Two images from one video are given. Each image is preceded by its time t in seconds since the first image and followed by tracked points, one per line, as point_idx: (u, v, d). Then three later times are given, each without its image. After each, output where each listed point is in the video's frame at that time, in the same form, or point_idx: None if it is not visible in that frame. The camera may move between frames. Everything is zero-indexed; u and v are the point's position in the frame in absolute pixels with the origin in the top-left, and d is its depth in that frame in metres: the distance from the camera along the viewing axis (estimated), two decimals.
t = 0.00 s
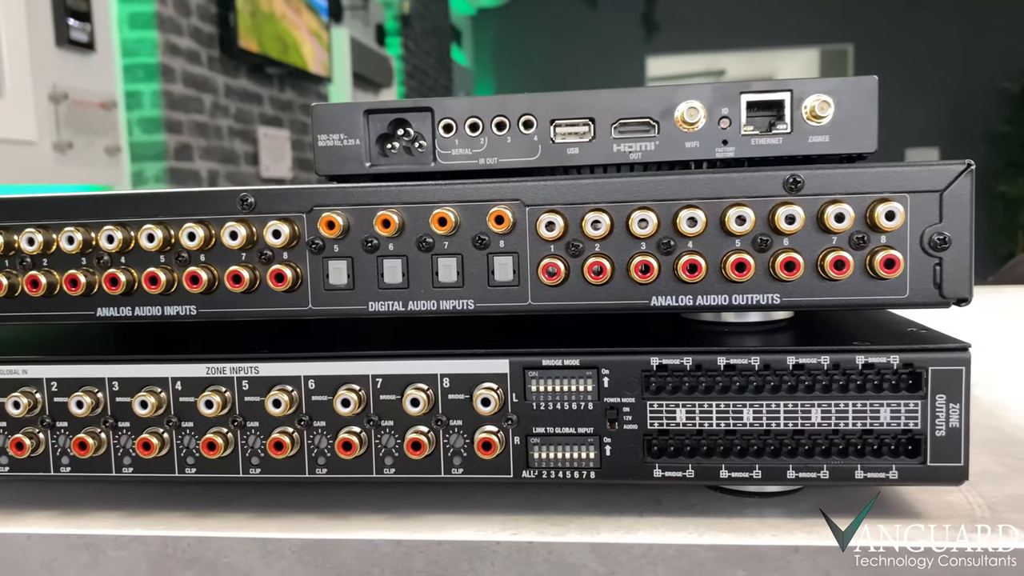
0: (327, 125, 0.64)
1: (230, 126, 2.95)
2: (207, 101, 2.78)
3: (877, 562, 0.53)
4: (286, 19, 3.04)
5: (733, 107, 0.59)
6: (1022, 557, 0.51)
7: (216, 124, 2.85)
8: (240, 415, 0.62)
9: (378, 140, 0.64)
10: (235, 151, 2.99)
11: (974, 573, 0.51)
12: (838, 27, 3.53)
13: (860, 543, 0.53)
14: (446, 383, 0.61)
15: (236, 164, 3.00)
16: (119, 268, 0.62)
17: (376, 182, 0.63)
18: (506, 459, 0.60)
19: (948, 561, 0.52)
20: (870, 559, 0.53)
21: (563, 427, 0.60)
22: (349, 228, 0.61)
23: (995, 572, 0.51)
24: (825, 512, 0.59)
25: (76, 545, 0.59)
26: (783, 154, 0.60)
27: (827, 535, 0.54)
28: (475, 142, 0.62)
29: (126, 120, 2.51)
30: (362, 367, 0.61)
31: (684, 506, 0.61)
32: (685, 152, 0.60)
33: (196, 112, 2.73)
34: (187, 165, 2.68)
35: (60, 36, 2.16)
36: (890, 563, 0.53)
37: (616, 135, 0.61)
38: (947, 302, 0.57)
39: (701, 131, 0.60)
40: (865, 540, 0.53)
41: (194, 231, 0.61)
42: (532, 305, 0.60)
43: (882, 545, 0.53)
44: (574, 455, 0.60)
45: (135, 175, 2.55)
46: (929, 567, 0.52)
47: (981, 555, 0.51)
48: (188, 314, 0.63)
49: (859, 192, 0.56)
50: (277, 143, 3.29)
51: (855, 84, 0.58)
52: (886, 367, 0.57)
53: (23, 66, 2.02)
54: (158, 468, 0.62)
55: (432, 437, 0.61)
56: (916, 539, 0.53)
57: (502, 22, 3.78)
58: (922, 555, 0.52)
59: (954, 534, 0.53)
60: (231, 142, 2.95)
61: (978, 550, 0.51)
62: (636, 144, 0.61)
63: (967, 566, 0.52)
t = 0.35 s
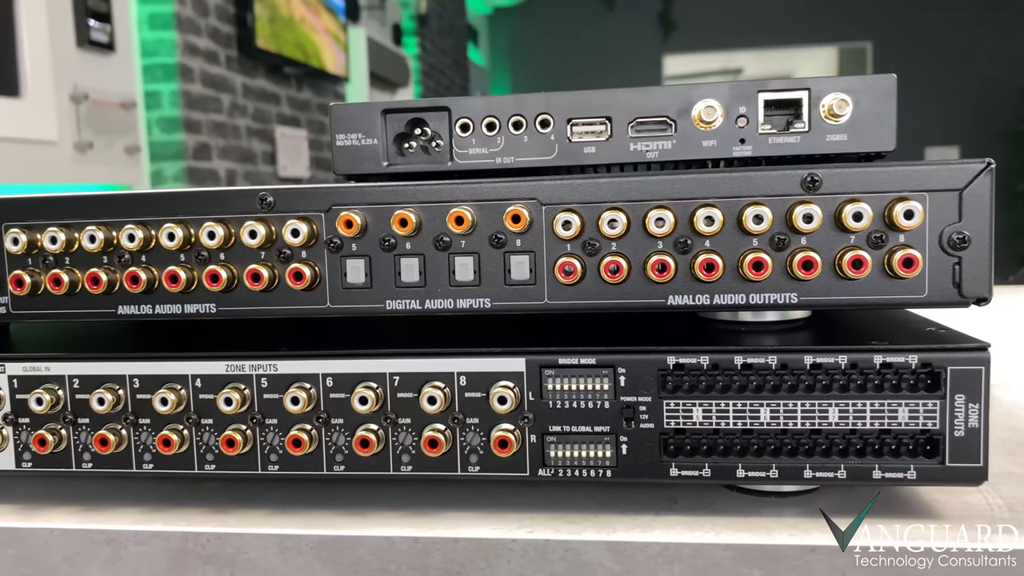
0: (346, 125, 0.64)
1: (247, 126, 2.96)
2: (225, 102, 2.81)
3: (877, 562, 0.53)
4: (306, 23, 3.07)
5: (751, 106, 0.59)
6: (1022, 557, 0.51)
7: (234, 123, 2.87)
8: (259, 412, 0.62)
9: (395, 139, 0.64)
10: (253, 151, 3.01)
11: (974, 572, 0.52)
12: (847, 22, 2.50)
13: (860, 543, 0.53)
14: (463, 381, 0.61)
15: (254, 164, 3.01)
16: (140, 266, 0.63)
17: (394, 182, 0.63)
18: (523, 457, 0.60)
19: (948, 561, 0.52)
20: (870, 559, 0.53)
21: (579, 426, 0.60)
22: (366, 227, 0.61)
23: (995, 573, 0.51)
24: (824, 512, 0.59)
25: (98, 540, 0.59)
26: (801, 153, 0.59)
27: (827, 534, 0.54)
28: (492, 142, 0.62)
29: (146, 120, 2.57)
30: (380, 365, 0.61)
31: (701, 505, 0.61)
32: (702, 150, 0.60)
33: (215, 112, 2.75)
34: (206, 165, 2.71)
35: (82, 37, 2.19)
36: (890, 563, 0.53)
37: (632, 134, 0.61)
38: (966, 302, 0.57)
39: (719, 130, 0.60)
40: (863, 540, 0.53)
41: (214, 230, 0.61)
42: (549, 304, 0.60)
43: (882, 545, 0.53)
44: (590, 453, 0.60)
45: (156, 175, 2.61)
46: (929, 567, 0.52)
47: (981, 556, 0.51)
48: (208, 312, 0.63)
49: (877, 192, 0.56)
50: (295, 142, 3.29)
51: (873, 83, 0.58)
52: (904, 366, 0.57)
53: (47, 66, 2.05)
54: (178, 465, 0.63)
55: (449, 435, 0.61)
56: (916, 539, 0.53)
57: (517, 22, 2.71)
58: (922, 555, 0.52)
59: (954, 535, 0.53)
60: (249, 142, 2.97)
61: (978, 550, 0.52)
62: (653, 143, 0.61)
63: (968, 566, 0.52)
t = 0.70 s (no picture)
0: (363, 125, 0.65)
1: (265, 125, 3.01)
2: (243, 102, 2.86)
3: (877, 562, 0.53)
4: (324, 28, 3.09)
5: (767, 105, 0.59)
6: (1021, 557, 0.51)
7: (251, 123, 2.91)
8: (277, 409, 0.63)
9: (412, 139, 0.64)
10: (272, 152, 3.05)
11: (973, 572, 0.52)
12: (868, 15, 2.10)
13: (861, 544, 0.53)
14: (479, 379, 0.61)
15: (271, 164, 3.05)
16: (160, 264, 0.64)
17: (411, 181, 0.64)
18: (538, 455, 0.61)
19: (948, 561, 0.52)
20: (871, 559, 0.53)
21: (595, 424, 0.60)
22: (384, 226, 0.61)
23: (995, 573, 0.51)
24: (824, 511, 0.59)
25: (118, 534, 0.60)
26: (818, 152, 0.59)
27: (827, 534, 0.54)
28: (508, 141, 0.63)
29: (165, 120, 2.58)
30: (397, 363, 0.62)
31: (717, 503, 0.61)
32: (718, 149, 0.60)
33: (233, 113, 2.78)
34: (224, 164, 2.72)
35: (101, 36, 2.21)
36: (891, 563, 0.53)
37: (649, 133, 0.61)
38: (985, 301, 0.56)
39: (735, 129, 0.60)
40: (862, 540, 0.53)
41: (233, 229, 0.62)
42: (565, 303, 0.61)
43: (882, 545, 0.53)
44: (606, 452, 0.60)
45: (173, 174, 2.62)
46: (929, 567, 0.52)
47: (980, 556, 0.52)
48: (227, 310, 0.64)
49: (894, 191, 0.56)
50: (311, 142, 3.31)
51: (891, 81, 0.58)
52: (921, 366, 0.57)
53: (66, 65, 2.07)
54: (197, 461, 0.64)
55: (465, 433, 0.61)
56: (916, 539, 0.53)
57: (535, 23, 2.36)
58: (922, 555, 0.53)
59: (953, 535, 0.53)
60: (266, 141, 3.01)
61: (978, 550, 0.52)
62: (669, 142, 0.61)
63: (967, 566, 0.52)
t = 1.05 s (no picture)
0: (379, 124, 0.65)
1: (281, 125, 3.03)
2: (258, 101, 2.86)
3: (877, 562, 0.53)
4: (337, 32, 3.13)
5: (784, 104, 0.59)
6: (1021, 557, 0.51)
7: (268, 123, 2.94)
8: (294, 407, 0.63)
9: (428, 139, 0.65)
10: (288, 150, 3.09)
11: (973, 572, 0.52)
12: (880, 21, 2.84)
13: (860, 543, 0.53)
14: (494, 377, 0.61)
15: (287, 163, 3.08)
16: (179, 263, 0.64)
17: (427, 180, 0.64)
18: (553, 453, 0.61)
19: (948, 561, 0.52)
20: (870, 559, 0.53)
21: (610, 424, 0.60)
22: (400, 226, 0.62)
23: (995, 572, 0.51)
24: (824, 511, 0.59)
25: (137, 530, 0.61)
26: (835, 151, 0.59)
27: (827, 534, 0.54)
28: (524, 140, 0.63)
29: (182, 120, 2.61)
30: (414, 361, 0.62)
31: (732, 503, 0.61)
32: (734, 148, 0.60)
33: (250, 112, 2.81)
34: (241, 164, 2.76)
35: (120, 37, 2.23)
36: (890, 563, 0.53)
37: (665, 132, 0.61)
38: (1003, 301, 0.56)
39: (751, 128, 0.60)
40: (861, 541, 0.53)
41: (252, 228, 0.63)
42: (580, 302, 0.61)
43: (882, 545, 0.53)
44: (621, 451, 0.60)
45: (190, 173, 2.64)
46: (928, 567, 0.52)
47: (980, 556, 0.52)
48: (245, 308, 0.64)
49: (912, 190, 0.55)
50: (328, 141, 3.35)
51: (909, 80, 0.58)
52: (939, 366, 0.56)
53: (86, 65, 2.09)
54: (215, 458, 0.64)
55: (481, 431, 0.61)
56: (915, 539, 0.54)
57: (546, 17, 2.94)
58: (921, 555, 0.53)
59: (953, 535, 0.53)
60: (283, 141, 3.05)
61: (978, 550, 0.52)
62: (685, 141, 0.60)
63: (967, 566, 0.52)
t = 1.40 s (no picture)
0: (396, 124, 0.65)
1: (299, 125, 3.07)
2: (275, 101, 2.89)
3: (877, 562, 0.53)
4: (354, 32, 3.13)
5: (801, 103, 0.59)
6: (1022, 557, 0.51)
7: (286, 123, 2.97)
8: (311, 405, 0.64)
9: (444, 138, 0.65)
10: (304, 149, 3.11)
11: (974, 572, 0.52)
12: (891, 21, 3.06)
13: (860, 544, 0.53)
14: (509, 375, 0.62)
15: (304, 162, 3.10)
16: (197, 262, 0.65)
17: (443, 180, 0.64)
18: (569, 452, 0.61)
19: (948, 561, 0.52)
20: (870, 559, 0.53)
21: (624, 422, 0.60)
22: (416, 224, 0.62)
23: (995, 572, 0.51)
24: (824, 511, 0.58)
25: (155, 527, 0.61)
26: (852, 150, 0.59)
27: (827, 534, 0.54)
28: (539, 140, 0.63)
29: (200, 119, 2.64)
30: (430, 359, 0.62)
31: (747, 503, 0.61)
32: (750, 147, 0.60)
33: (267, 112, 2.84)
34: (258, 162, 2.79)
35: (138, 38, 2.25)
36: (890, 563, 0.53)
37: (680, 131, 0.61)
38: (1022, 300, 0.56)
39: (767, 127, 0.59)
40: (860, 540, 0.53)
41: (269, 227, 0.63)
42: (596, 300, 0.61)
43: (882, 545, 0.53)
44: (636, 449, 0.60)
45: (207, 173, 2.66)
46: (929, 567, 0.52)
47: (981, 556, 0.52)
48: (262, 307, 0.65)
49: (929, 189, 0.55)
50: (344, 140, 3.37)
51: (926, 78, 0.57)
52: (957, 366, 0.56)
53: (105, 65, 2.11)
54: (232, 455, 0.65)
55: (496, 429, 0.62)
56: (916, 539, 0.54)
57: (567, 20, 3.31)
58: (922, 555, 0.53)
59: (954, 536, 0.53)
60: (301, 141, 3.07)
61: (979, 550, 0.52)
62: (701, 140, 0.60)
63: (968, 566, 0.52)
